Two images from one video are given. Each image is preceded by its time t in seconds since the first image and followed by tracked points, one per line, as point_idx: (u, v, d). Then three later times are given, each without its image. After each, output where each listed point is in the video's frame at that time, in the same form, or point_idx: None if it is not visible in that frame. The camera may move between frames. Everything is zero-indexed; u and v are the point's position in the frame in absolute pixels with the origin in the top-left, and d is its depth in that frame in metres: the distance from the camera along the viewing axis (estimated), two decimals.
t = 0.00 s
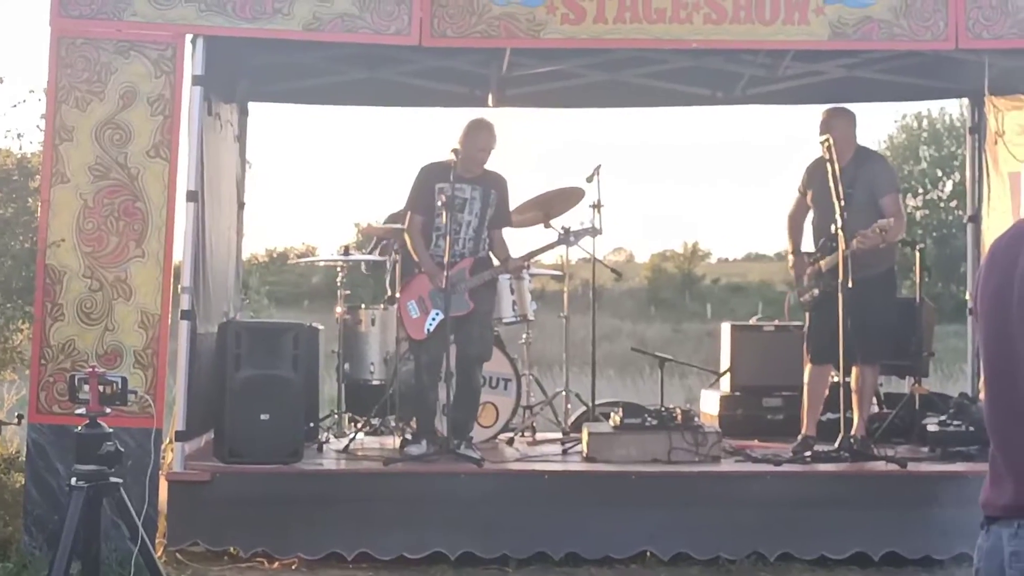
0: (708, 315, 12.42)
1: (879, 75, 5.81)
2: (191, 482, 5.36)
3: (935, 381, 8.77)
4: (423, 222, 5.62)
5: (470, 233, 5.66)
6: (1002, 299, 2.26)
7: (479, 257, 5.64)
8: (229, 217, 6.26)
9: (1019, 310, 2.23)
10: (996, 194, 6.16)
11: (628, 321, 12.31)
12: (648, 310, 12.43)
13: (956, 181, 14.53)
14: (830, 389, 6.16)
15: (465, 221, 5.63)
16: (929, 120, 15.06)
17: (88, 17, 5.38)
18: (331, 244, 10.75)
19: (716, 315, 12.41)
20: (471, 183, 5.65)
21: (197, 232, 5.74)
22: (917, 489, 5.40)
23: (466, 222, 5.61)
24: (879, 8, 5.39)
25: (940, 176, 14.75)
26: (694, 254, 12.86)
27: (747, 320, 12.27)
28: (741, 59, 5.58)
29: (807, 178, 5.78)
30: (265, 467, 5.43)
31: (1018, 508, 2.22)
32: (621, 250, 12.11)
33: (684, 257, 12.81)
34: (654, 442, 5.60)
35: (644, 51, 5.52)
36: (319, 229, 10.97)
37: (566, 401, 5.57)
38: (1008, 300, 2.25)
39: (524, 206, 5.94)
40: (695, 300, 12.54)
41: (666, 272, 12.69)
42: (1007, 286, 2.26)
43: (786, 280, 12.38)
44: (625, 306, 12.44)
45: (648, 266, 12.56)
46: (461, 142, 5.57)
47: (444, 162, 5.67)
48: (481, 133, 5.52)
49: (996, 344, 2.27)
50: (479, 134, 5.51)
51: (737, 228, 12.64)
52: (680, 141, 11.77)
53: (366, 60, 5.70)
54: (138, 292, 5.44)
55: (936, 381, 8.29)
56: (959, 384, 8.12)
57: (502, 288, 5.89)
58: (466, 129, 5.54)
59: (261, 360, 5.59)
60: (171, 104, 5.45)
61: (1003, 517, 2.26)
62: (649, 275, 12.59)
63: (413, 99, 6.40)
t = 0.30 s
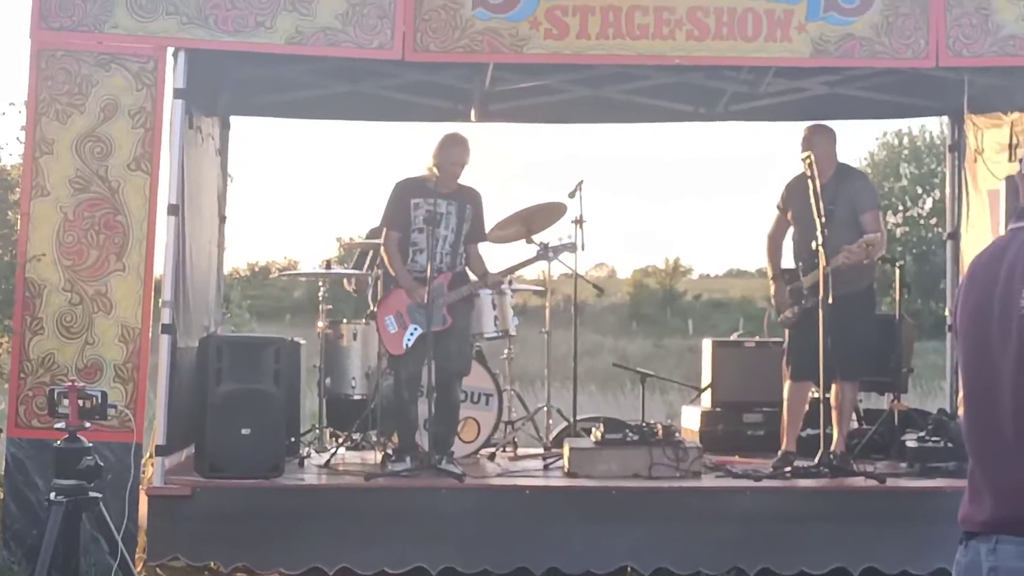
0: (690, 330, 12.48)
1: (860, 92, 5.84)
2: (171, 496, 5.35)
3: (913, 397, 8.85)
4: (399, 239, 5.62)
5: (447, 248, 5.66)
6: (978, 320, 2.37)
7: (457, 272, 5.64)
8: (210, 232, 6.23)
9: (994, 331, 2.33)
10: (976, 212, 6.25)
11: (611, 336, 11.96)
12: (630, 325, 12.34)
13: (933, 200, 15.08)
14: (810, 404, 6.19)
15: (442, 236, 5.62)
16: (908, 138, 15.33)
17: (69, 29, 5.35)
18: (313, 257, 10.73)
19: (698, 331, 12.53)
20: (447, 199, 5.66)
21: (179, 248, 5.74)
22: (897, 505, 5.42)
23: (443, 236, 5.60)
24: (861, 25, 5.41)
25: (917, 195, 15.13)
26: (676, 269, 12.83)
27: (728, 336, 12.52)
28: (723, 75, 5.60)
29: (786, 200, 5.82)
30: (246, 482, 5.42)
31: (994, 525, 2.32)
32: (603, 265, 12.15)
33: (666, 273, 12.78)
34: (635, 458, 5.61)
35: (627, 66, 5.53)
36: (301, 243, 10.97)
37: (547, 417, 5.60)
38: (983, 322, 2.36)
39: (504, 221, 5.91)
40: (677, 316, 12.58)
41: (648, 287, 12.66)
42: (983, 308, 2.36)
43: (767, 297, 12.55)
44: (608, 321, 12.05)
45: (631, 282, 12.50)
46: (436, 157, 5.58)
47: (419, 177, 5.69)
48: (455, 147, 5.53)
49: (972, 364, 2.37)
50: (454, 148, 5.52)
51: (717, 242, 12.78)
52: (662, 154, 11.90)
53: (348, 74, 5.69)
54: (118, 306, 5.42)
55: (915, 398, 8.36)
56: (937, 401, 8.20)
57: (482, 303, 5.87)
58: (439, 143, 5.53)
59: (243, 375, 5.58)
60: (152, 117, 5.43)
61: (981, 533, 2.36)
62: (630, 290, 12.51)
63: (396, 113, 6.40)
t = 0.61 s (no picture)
0: (673, 347, 12.52)
1: (843, 110, 5.88)
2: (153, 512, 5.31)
3: (897, 416, 8.88)
4: (375, 254, 5.65)
5: (424, 262, 5.68)
6: (963, 336, 2.34)
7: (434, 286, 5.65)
8: (193, 246, 6.21)
9: (979, 347, 2.30)
10: (958, 228, 6.32)
11: (594, 353, 12.30)
12: (614, 341, 12.46)
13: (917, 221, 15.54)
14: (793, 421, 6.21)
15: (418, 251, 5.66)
16: (891, 156, 16.10)
17: (54, 43, 5.34)
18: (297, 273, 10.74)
19: (682, 347, 12.53)
20: (421, 213, 5.71)
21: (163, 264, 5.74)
22: (881, 522, 5.40)
23: (419, 250, 5.62)
24: (844, 44, 5.43)
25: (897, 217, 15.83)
26: (659, 287, 12.93)
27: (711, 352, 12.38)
28: (707, 93, 5.62)
29: (761, 218, 5.84)
30: (229, 498, 5.41)
31: (980, 545, 2.27)
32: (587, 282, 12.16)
33: (650, 290, 12.87)
34: (618, 475, 5.61)
35: (612, 83, 5.55)
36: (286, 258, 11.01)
37: (531, 432, 5.61)
38: (968, 337, 2.33)
39: (487, 237, 5.89)
40: (662, 333, 12.60)
41: (631, 304, 12.71)
42: (968, 324, 2.33)
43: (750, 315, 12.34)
44: (592, 339, 12.43)
45: (614, 299, 12.55)
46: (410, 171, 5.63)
47: (394, 193, 5.74)
48: (430, 160, 5.57)
49: (957, 381, 2.34)
50: (429, 162, 5.54)
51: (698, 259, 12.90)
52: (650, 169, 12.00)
53: (333, 90, 5.71)
54: (101, 321, 5.40)
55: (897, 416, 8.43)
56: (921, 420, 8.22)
57: (467, 318, 6.00)
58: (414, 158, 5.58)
59: (227, 391, 5.59)
60: (137, 132, 5.43)
61: (967, 554, 2.31)
62: (614, 307, 12.55)
63: (381, 130, 6.42)
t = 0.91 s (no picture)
0: (655, 360, 12.69)
1: (825, 123, 5.91)
2: (134, 523, 5.28)
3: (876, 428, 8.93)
4: (349, 263, 5.66)
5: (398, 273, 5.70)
6: (943, 348, 2.30)
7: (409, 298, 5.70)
8: (174, 257, 6.21)
9: (961, 358, 2.27)
10: (939, 242, 6.39)
11: (576, 365, 12.49)
12: (596, 353, 12.67)
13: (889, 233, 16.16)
14: (775, 433, 6.22)
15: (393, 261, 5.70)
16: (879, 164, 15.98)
17: (36, 53, 5.34)
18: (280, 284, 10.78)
19: (663, 360, 12.69)
20: (396, 224, 5.74)
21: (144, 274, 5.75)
22: (863, 534, 5.39)
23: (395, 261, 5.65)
24: (826, 57, 5.45)
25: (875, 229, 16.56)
26: (639, 299, 12.91)
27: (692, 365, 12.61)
28: (689, 105, 5.64)
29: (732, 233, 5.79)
30: (209, 509, 5.39)
31: (969, 563, 2.22)
32: (568, 295, 12.43)
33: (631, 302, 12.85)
34: (600, 486, 5.60)
35: (594, 95, 5.56)
36: (270, 270, 11.05)
37: (512, 443, 5.63)
38: (949, 349, 2.29)
39: (468, 248, 5.91)
40: (643, 345, 12.78)
41: (612, 317, 12.75)
42: (949, 335, 2.29)
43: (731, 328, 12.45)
44: (574, 351, 12.63)
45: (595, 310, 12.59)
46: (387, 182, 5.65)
47: (369, 203, 5.76)
48: (407, 170, 5.59)
49: (939, 393, 2.30)
50: (407, 171, 5.58)
51: (680, 270, 12.84)
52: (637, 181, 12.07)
53: (317, 101, 5.73)
54: (82, 331, 5.39)
55: (879, 428, 8.47)
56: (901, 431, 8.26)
57: (447, 329, 6.03)
58: (390, 168, 5.60)
59: (208, 403, 5.57)
60: (119, 142, 5.43)
61: (955, 573, 2.26)
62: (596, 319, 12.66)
63: (364, 141, 6.44)
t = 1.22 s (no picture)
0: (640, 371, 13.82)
1: (810, 134, 5.93)
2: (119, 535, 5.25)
3: (862, 438, 8.98)
4: (333, 275, 5.66)
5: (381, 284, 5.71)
6: (926, 360, 2.31)
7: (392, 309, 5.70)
8: (159, 269, 6.20)
9: (943, 371, 2.27)
10: (923, 254, 6.45)
11: (562, 376, 13.42)
12: (581, 363, 13.74)
13: (883, 241, 17.47)
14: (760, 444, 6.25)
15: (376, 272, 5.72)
16: (852, 183, 18.06)
17: (21, 64, 5.32)
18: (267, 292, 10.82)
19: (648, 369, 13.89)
20: (379, 235, 5.75)
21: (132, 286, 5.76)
22: (848, 544, 5.40)
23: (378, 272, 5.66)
24: (811, 68, 5.46)
25: (870, 237, 17.71)
26: (626, 311, 14.21)
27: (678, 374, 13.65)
28: (676, 116, 5.65)
29: (706, 240, 5.79)
30: (194, 520, 5.38)
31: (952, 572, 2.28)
32: (555, 305, 13.19)
33: (617, 312, 14.13)
34: (586, 498, 5.61)
35: (580, 106, 5.56)
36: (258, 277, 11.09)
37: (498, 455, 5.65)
38: (932, 362, 2.30)
39: (455, 260, 5.93)
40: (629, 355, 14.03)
41: (598, 326, 14.01)
42: (932, 347, 2.30)
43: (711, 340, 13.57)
44: (560, 361, 13.66)
45: (581, 321, 13.81)
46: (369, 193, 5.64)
47: (351, 214, 5.76)
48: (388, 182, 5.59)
49: (922, 404, 2.31)
50: (391, 182, 5.58)
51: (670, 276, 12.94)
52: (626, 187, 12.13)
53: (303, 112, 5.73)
54: (67, 343, 5.36)
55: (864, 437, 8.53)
56: (886, 443, 8.31)
57: (434, 340, 6.07)
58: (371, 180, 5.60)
59: (193, 413, 5.59)
60: (104, 153, 5.41)
61: None
62: (582, 330, 13.89)
63: (350, 151, 6.44)
